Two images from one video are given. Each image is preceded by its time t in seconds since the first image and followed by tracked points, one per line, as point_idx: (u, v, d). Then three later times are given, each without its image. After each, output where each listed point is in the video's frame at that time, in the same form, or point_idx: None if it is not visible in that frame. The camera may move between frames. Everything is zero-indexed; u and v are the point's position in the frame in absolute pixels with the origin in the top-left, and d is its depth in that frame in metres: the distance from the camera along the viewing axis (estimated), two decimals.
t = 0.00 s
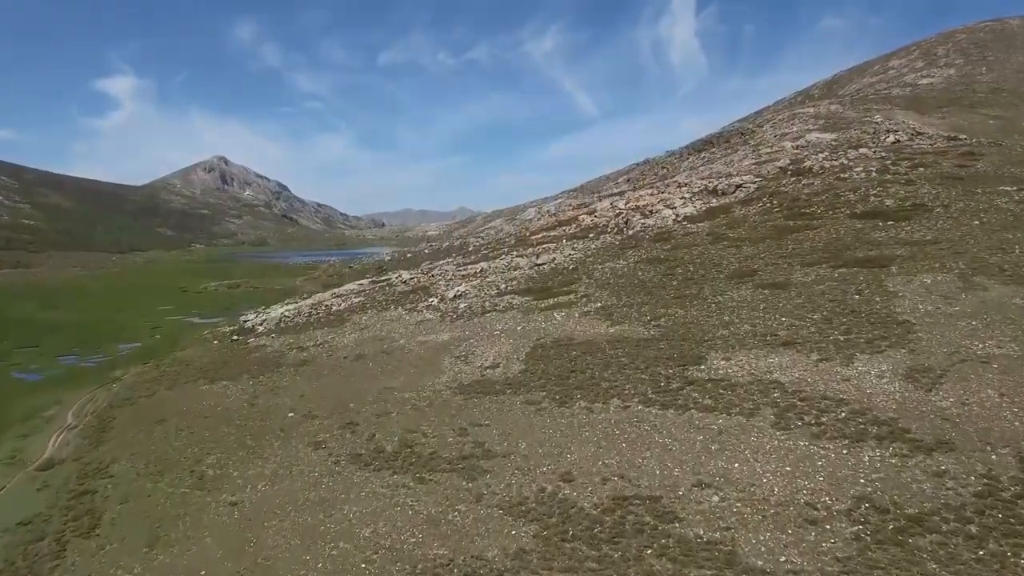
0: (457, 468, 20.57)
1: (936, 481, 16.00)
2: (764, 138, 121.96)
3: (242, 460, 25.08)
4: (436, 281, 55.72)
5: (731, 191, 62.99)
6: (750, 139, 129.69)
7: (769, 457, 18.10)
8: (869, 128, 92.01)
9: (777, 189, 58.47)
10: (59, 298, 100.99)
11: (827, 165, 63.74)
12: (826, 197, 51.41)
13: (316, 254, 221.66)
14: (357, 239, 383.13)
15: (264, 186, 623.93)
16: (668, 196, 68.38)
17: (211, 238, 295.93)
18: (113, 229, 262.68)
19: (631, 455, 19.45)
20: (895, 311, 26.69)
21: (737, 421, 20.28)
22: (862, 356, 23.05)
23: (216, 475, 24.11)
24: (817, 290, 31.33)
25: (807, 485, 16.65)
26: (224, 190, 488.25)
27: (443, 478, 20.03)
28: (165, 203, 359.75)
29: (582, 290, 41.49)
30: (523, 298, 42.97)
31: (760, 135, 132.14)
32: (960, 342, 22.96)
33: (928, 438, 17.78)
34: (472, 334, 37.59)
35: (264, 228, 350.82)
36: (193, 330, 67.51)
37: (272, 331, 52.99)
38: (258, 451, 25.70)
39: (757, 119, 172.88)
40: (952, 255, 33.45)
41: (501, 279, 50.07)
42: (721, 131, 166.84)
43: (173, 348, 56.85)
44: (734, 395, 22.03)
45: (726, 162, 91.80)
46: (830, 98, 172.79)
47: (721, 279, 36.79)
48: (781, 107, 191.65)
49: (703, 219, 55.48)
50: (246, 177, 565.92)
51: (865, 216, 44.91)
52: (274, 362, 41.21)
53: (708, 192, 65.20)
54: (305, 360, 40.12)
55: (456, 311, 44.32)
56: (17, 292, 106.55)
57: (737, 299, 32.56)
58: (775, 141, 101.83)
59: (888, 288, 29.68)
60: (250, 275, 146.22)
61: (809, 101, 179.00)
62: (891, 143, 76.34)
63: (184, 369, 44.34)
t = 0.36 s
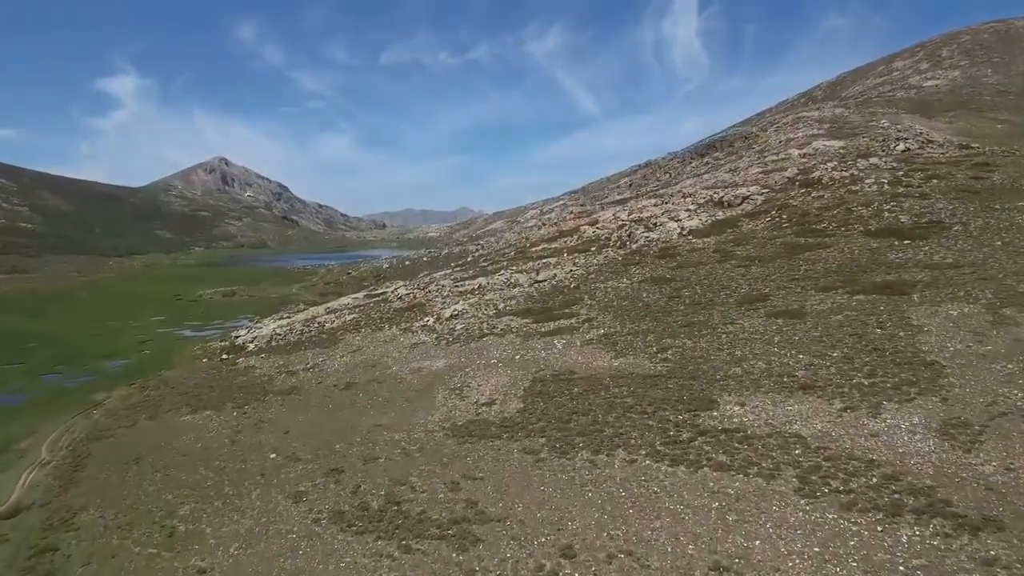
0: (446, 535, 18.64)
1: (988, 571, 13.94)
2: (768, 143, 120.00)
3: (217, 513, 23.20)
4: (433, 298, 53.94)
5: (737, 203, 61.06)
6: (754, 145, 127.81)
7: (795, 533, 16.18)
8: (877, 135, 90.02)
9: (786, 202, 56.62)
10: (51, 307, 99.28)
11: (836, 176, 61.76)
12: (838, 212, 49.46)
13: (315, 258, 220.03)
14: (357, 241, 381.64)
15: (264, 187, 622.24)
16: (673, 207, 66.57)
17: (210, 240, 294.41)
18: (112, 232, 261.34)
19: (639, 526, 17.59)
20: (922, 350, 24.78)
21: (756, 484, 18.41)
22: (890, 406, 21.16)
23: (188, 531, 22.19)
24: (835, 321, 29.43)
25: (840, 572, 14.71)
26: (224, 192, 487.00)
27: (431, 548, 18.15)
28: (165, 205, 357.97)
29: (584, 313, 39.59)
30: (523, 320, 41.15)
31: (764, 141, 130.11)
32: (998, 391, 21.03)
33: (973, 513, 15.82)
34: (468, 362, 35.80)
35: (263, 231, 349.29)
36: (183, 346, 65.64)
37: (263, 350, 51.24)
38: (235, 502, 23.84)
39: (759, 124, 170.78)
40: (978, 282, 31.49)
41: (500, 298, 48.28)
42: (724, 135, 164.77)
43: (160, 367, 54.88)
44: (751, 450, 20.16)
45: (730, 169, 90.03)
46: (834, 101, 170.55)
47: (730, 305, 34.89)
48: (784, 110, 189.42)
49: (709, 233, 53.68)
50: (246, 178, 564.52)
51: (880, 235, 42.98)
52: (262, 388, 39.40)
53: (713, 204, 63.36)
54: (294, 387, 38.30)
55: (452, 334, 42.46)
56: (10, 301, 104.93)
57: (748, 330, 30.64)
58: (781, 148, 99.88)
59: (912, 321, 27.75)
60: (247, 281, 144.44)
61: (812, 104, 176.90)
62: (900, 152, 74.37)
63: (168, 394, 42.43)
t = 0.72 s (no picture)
0: None
1: None
2: (773, 148, 117.98)
3: None
4: (429, 315, 52.13)
5: (744, 216, 59.13)
6: (758, 149, 126.00)
7: None
8: (886, 141, 88.13)
9: (795, 215, 54.72)
10: (42, 315, 97.53)
11: (847, 188, 59.80)
12: (851, 229, 47.47)
13: (315, 261, 218.58)
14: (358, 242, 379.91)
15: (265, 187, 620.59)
16: (677, 218, 64.67)
17: (209, 242, 292.80)
18: (110, 235, 259.87)
19: None
20: (954, 396, 22.80)
21: (779, 563, 16.48)
22: (924, 467, 19.18)
23: None
24: (855, 357, 27.46)
25: None
26: (225, 192, 485.64)
27: None
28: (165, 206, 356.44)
29: (586, 339, 37.66)
30: (522, 345, 39.33)
31: (768, 145, 128.14)
32: None
33: None
34: (464, 392, 33.94)
35: (263, 232, 347.73)
36: (173, 361, 63.71)
37: (253, 370, 49.41)
38: (209, 562, 21.97)
39: (763, 126, 168.78)
40: (1008, 312, 29.51)
41: (498, 318, 46.43)
42: (727, 138, 162.78)
43: (147, 387, 52.94)
44: (772, 518, 18.25)
45: (735, 177, 88.16)
46: (838, 102, 168.41)
47: (741, 333, 32.94)
48: (787, 112, 187.37)
49: (715, 249, 51.83)
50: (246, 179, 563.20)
51: (896, 255, 41.02)
52: (248, 417, 37.56)
53: (719, 215, 61.45)
54: (282, 416, 36.47)
55: (448, 359, 40.58)
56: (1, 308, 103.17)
57: (761, 365, 28.69)
58: (786, 154, 97.88)
59: (939, 359, 25.76)
60: (244, 286, 142.71)
61: (816, 107, 174.93)
62: (911, 160, 72.37)
63: (151, 421, 40.50)
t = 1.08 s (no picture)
0: None
1: None
2: (778, 154, 115.81)
3: None
4: (424, 336, 50.11)
5: (751, 230, 57.07)
6: (763, 155, 124.03)
7: None
8: (895, 149, 86.07)
9: (805, 231, 52.65)
10: (34, 326, 95.85)
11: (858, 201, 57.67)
12: (865, 248, 45.35)
13: (315, 265, 216.91)
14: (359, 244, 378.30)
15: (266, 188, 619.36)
16: (682, 231, 62.61)
17: (209, 245, 291.28)
18: (110, 238, 258.51)
19: None
20: (993, 454, 20.65)
21: None
22: (967, 546, 17.04)
23: None
24: (879, 402, 25.34)
25: None
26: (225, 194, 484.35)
27: None
28: (164, 208, 354.98)
29: (588, 370, 35.56)
30: (520, 375, 37.32)
31: (773, 151, 126.02)
32: None
33: None
34: (458, 429, 31.95)
35: (263, 234, 346.12)
36: (161, 380, 61.64)
37: (241, 395, 47.44)
38: None
39: (766, 129, 166.64)
40: None
41: (496, 341, 44.42)
42: (731, 142, 160.65)
43: (131, 410, 50.94)
44: None
45: (741, 186, 86.11)
46: (842, 105, 166.13)
47: (754, 369, 30.83)
48: (790, 115, 185.12)
49: (722, 267, 49.78)
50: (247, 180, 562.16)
51: (915, 278, 38.87)
52: (230, 452, 35.55)
53: (725, 229, 59.39)
54: (265, 452, 34.49)
55: (443, 389, 38.51)
56: None
57: (778, 408, 26.59)
58: (792, 162, 95.69)
59: (972, 407, 23.64)
60: (241, 293, 140.93)
61: (820, 109, 172.68)
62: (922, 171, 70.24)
63: (130, 454, 38.53)
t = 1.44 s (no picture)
0: None
1: None
2: (784, 161, 113.46)
3: None
4: (418, 357, 47.95)
5: (759, 246, 54.87)
6: (767, 161, 121.84)
7: None
8: (904, 157, 83.82)
9: (816, 248, 50.43)
10: (25, 336, 94.01)
11: (870, 215, 55.46)
12: (881, 268, 43.16)
13: (314, 269, 215.05)
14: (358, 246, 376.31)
15: (266, 189, 617.05)
16: (686, 244, 60.42)
17: (208, 247, 289.40)
18: (108, 241, 256.76)
19: None
20: None
21: None
22: None
23: None
24: (908, 455, 23.19)
25: None
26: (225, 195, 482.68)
27: None
28: (164, 210, 353.06)
29: (590, 404, 33.42)
30: (517, 408, 35.18)
31: (778, 157, 123.62)
32: None
33: None
34: (450, 471, 29.85)
35: (263, 236, 344.26)
36: (147, 398, 59.50)
37: (226, 421, 45.36)
38: None
39: (769, 133, 164.34)
40: None
41: (492, 367, 42.28)
42: (734, 146, 158.32)
43: (112, 435, 48.80)
44: None
45: (746, 194, 83.86)
46: (847, 107, 163.71)
47: (768, 408, 28.68)
48: (794, 117, 182.72)
49: (729, 286, 47.62)
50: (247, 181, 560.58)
51: (936, 303, 36.66)
52: (210, 490, 33.47)
53: (732, 243, 57.20)
54: (246, 491, 32.43)
55: (436, 421, 36.39)
56: None
57: (797, 458, 24.43)
58: (798, 169, 93.36)
59: (1013, 463, 21.42)
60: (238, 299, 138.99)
61: (824, 112, 170.32)
62: (935, 181, 67.95)
63: (106, 488, 36.50)
